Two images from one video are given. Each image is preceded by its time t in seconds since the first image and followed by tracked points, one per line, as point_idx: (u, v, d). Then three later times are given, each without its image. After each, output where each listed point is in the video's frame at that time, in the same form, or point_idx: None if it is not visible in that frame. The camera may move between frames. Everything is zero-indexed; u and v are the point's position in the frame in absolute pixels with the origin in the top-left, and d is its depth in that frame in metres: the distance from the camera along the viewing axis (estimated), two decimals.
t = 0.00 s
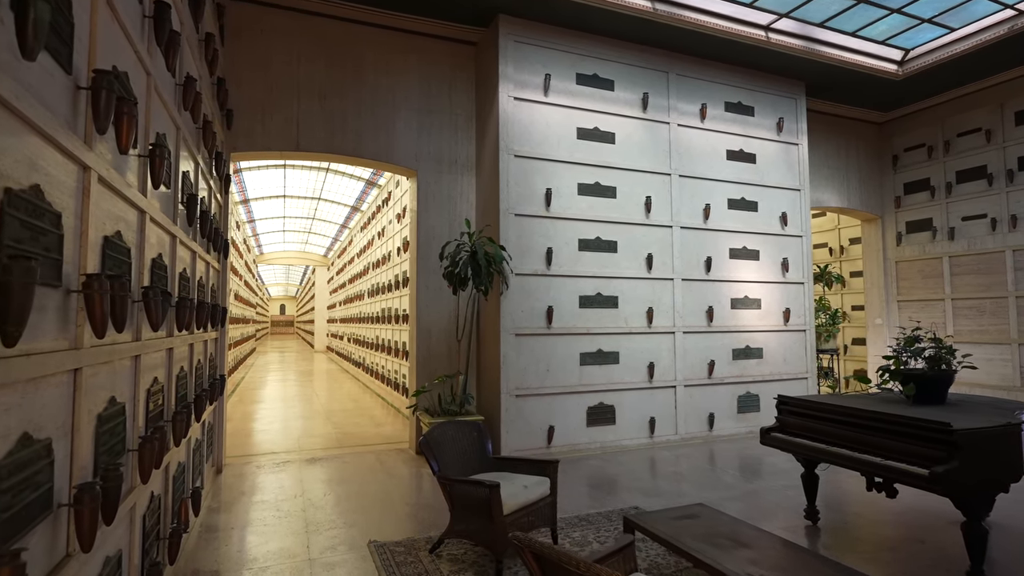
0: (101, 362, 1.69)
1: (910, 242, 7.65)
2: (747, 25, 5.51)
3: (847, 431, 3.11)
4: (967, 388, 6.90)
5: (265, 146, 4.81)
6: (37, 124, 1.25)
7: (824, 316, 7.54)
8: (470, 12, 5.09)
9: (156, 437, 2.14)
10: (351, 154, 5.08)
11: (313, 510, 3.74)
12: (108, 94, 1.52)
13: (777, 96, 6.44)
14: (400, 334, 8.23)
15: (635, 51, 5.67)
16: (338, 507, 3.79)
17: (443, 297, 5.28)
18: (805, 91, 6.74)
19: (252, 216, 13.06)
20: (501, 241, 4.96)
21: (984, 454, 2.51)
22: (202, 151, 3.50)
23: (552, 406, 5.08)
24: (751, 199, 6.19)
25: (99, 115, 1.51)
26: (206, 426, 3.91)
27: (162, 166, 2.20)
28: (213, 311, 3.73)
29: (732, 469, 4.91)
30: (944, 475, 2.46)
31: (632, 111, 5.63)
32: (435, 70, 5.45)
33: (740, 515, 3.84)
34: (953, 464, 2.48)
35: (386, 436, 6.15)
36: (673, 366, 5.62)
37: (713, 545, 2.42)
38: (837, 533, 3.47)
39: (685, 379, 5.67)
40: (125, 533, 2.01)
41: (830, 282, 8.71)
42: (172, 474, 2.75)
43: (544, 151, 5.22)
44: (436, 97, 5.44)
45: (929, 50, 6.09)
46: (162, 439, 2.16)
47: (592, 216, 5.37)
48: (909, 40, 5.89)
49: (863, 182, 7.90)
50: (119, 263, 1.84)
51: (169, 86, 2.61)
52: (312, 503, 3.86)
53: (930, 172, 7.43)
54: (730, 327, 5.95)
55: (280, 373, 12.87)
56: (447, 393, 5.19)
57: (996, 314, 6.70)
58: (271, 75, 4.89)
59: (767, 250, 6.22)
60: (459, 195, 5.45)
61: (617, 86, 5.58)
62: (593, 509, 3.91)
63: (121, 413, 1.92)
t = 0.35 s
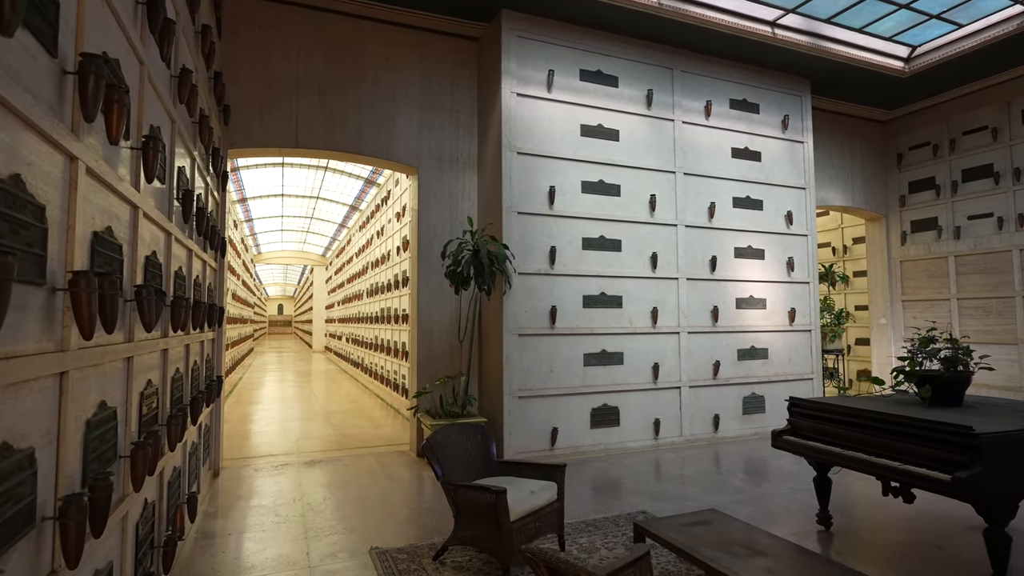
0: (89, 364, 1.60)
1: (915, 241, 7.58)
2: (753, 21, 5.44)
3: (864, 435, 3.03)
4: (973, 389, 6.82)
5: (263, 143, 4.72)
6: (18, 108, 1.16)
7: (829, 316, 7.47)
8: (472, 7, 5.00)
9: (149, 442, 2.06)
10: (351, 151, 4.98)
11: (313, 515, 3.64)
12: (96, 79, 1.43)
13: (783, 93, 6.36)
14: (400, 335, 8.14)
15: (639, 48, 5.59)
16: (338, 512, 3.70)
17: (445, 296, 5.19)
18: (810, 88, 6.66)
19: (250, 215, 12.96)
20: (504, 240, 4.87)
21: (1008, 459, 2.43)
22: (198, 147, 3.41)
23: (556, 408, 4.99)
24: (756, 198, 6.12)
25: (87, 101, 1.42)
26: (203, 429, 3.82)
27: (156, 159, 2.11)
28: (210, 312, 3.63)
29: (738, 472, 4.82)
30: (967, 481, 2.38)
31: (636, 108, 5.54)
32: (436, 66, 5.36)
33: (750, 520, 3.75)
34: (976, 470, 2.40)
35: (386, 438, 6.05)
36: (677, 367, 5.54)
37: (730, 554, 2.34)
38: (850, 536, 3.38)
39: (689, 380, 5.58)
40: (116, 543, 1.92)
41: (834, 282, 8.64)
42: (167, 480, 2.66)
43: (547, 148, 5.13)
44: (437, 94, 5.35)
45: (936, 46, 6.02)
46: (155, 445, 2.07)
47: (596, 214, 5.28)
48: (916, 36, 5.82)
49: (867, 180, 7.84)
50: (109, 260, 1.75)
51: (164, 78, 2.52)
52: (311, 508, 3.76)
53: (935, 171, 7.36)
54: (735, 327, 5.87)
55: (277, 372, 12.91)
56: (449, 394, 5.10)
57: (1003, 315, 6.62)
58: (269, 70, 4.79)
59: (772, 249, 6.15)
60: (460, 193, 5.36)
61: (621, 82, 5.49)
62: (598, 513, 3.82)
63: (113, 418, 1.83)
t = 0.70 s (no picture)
0: (73, 364, 1.51)
1: (919, 240, 7.51)
2: (758, 16, 5.36)
3: (880, 437, 2.95)
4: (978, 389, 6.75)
5: (260, 138, 4.62)
6: None
7: (832, 315, 7.40)
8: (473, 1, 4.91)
9: (139, 446, 1.96)
10: (350, 147, 4.89)
11: (310, 519, 3.55)
12: (79, 59, 1.34)
13: (786, 90, 6.29)
14: (399, 334, 8.05)
15: (642, 43, 5.51)
16: (336, 515, 3.61)
17: (445, 295, 5.10)
18: (814, 85, 6.59)
19: (247, 214, 12.86)
20: (505, 238, 4.78)
21: None
22: (192, 141, 3.32)
23: (558, 408, 4.91)
24: (760, 196, 6.04)
25: (68, 83, 1.33)
26: (198, 430, 3.73)
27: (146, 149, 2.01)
28: (205, 310, 3.53)
29: (743, 473, 4.74)
30: (986, 484, 2.31)
31: (639, 104, 5.46)
32: (435, 60, 5.27)
33: (758, 523, 3.67)
34: (996, 473, 2.33)
35: (385, 439, 5.97)
36: (681, 367, 5.46)
37: (743, 561, 2.25)
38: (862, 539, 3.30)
39: (693, 380, 5.51)
40: (102, 552, 1.83)
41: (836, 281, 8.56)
42: (159, 484, 2.57)
43: (549, 144, 5.05)
44: (437, 90, 5.27)
45: (941, 42, 5.95)
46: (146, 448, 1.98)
47: (599, 212, 5.20)
48: (922, 32, 5.75)
49: (871, 178, 7.77)
50: (96, 254, 1.66)
51: (156, 68, 2.43)
52: (308, 511, 3.67)
53: (939, 168, 7.30)
54: (739, 327, 5.79)
55: (275, 373, 12.83)
56: (449, 394, 5.02)
57: (1009, 313, 6.55)
58: (266, 65, 4.70)
59: (776, 247, 6.07)
60: (461, 190, 5.27)
61: (623, 78, 5.41)
62: (603, 515, 3.74)
63: (100, 420, 1.74)
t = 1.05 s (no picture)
0: (45, 361, 1.40)
1: (923, 238, 7.43)
2: (763, 9, 5.27)
3: (899, 439, 2.86)
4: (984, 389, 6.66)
5: (255, 132, 4.52)
6: None
7: (836, 314, 7.31)
8: None
9: (123, 449, 1.87)
10: (347, 142, 4.78)
11: (306, 523, 3.44)
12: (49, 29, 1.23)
13: (791, 85, 6.20)
14: (397, 334, 7.94)
15: (645, 36, 5.41)
16: (333, 519, 3.50)
17: (445, 293, 5.00)
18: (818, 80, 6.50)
19: (244, 213, 12.74)
20: (506, 234, 4.68)
21: None
22: (184, 133, 3.21)
23: (560, 409, 4.81)
24: (764, 192, 5.95)
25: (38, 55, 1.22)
26: (190, 432, 3.62)
27: (131, 136, 1.90)
28: (197, 308, 3.42)
29: (750, 475, 4.64)
30: (1012, 488, 2.25)
31: (641, 98, 5.36)
32: (434, 54, 5.17)
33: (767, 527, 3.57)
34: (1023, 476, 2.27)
35: (383, 440, 5.86)
36: (685, 366, 5.36)
37: (759, 569, 2.15)
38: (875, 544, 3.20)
39: (697, 379, 5.41)
40: (82, 563, 1.71)
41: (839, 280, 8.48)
42: (147, 489, 2.46)
43: (550, 139, 4.95)
44: (436, 84, 5.16)
45: (948, 37, 5.86)
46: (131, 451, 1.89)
47: (601, 208, 5.10)
48: (929, 26, 5.66)
49: (875, 176, 7.69)
50: (74, 245, 1.55)
51: (143, 53, 2.32)
52: (305, 515, 3.56)
53: (944, 166, 7.21)
54: (743, 325, 5.70)
55: (272, 372, 12.71)
56: (449, 394, 4.92)
57: (1015, 312, 6.46)
58: (261, 57, 4.59)
59: (781, 245, 5.98)
60: (461, 186, 5.17)
61: (626, 72, 5.31)
62: (607, 518, 3.63)
63: (79, 422, 1.63)
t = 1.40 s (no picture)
0: (9, 364, 1.27)
1: (929, 236, 7.33)
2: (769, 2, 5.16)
3: (919, 444, 2.73)
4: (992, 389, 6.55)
5: (250, 127, 4.39)
6: None
7: (841, 314, 7.19)
8: None
9: (102, 459, 1.74)
10: (344, 137, 4.66)
11: (301, 531, 3.32)
12: None
13: (796, 81, 6.10)
14: (395, 334, 7.82)
15: (649, 30, 5.30)
16: (329, 527, 3.37)
17: (444, 293, 4.88)
18: (824, 76, 6.39)
19: (241, 211, 12.59)
20: (507, 232, 4.56)
21: None
22: (174, 125, 3.08)
23: (562, 411, 4.69)
24: (770, 190, 5.84)
25: None
26: (181, 435, 3.50)
27: (110, 124, 1.78)
28: (188, 308, 3.29)
29: (757, 478, 4.52)
30: None
31: (645, 94, 5.25)
32: (433, 48, 5.05)
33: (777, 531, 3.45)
34: None
35: (381, 442, 5.74)
36: (689, 367, 5.25)
37: None
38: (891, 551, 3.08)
39: (701, 380, 5.30)
40: None
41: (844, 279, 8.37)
42: (132, 499, 2.33)
43: (553, 135, 4.83)
44: (436, 78, 5.05)
45: (957, 31, 5.75)
46: (111, 460, 1.76)
47: (604, 206, 4.98)
48: (938, 20, 5.55)
49: (880, 173, 7.58)
50: (45, 238, 1.42)
51: (127, 39, 2.20)
52: (300, 522, 3.43)
53: (951, 163, 7.11)
54: (749, 325, 5.59)
55: (270, 373, 12.58)
56: (448, 396, 4.80)
57: None
58: (255, 50, 4.47)
59: (786, 243, 5.87)
60: (460, 183, 5.05)
61: (629, 66, 5.20)
62: (612, 523, 3.51)
63: (54, 430, 1.51)
